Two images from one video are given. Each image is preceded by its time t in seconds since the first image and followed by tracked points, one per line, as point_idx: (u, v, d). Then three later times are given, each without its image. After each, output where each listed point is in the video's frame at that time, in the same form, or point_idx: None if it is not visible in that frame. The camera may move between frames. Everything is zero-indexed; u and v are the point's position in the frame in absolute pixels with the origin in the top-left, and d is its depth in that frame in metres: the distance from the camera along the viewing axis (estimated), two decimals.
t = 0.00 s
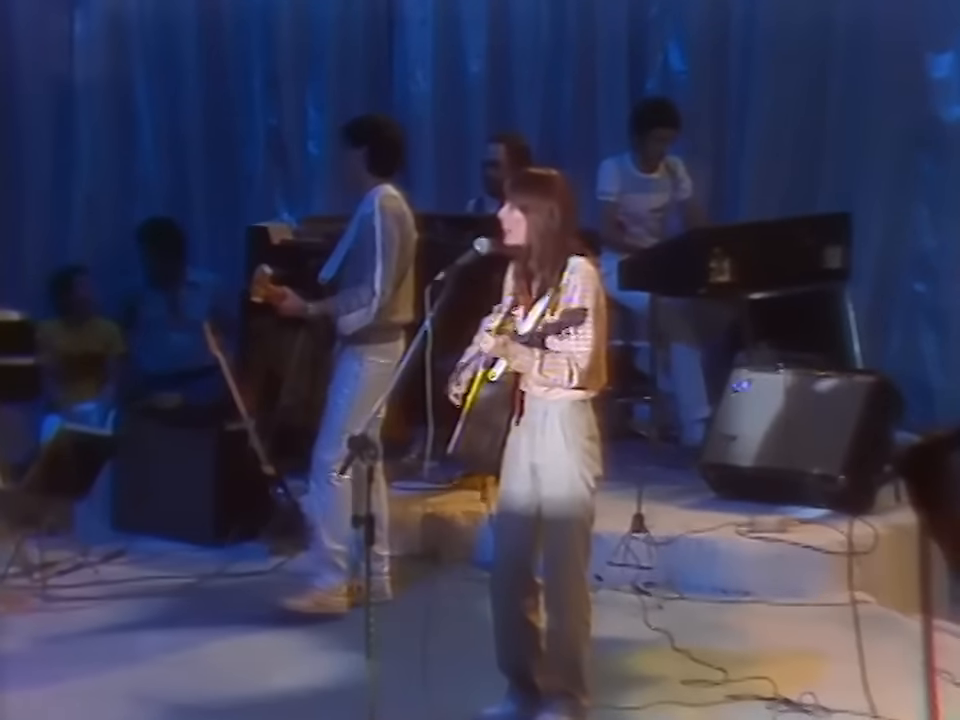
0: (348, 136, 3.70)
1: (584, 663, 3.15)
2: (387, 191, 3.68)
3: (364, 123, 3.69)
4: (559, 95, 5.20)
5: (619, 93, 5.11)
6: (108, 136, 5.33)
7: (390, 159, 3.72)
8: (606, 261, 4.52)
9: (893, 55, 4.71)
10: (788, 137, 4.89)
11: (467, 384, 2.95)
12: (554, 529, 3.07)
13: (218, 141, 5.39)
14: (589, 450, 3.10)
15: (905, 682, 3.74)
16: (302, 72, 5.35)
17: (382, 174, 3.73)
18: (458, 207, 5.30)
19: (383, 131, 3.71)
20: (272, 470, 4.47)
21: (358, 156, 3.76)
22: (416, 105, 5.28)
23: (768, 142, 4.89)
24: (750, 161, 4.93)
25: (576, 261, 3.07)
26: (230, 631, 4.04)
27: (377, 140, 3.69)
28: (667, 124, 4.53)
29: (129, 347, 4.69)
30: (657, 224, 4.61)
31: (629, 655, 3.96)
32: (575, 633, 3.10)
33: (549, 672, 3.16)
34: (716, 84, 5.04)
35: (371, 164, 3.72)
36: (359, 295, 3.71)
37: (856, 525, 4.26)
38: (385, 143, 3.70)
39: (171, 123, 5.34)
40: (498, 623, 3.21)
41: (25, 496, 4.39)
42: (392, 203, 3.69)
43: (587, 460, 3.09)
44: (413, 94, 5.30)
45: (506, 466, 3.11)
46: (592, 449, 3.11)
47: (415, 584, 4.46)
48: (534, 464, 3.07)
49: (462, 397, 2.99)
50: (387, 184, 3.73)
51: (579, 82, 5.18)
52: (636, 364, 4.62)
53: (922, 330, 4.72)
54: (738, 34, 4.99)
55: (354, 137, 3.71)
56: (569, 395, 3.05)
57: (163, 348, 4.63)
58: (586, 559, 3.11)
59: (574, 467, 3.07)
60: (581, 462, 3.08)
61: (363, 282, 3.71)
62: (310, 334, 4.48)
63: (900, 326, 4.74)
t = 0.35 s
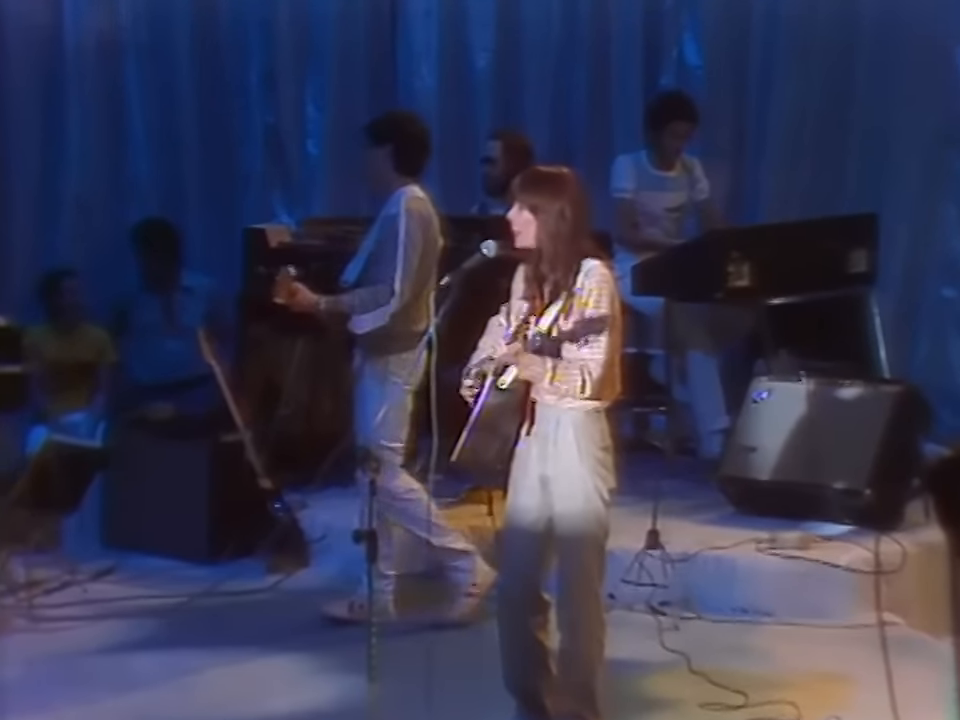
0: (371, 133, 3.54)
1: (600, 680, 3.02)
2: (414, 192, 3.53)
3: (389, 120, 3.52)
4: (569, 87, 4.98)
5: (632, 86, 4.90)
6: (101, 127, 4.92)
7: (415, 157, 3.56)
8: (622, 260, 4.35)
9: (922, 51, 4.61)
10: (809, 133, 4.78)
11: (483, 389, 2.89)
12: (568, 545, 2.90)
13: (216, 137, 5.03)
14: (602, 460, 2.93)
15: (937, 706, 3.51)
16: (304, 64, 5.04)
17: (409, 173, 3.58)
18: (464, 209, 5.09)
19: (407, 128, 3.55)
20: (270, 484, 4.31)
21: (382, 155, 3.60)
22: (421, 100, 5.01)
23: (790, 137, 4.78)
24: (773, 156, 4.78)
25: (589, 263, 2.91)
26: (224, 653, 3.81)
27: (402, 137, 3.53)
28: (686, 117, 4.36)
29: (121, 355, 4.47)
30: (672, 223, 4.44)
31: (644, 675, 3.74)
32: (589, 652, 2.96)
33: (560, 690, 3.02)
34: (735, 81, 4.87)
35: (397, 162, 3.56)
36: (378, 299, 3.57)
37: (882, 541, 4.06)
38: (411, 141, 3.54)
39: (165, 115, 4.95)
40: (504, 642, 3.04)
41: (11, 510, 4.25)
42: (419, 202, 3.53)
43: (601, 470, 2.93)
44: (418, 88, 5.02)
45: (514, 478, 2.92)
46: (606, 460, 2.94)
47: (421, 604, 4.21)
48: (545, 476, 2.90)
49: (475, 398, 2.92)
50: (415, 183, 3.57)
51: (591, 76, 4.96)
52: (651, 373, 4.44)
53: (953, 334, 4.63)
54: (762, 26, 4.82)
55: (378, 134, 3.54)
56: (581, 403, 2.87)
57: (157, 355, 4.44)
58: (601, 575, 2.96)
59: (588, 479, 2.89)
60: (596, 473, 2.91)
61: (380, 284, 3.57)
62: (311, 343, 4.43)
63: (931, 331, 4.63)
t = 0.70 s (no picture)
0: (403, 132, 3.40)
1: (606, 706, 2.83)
2: (454, 195, 3.38)
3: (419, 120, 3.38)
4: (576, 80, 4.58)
5: (643, 84, 4.52)
6: (79, 129, 4.54)
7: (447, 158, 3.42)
8: (630, 264, 4.16)
9: None
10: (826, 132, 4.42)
11: (484, 398, 2.71)
12: (569, 567, 2.73)
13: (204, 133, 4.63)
14: (608, 476, 2.74)
15: None
16: (292, 58, 4.60)
17: (440, 177, 3.44)
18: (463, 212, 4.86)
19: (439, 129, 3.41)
20: (259, 500, 4.08)
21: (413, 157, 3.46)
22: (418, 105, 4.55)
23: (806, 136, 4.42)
24: (785, 156, 4.45)
25: (596, 265, 2.74)
26: (206, 680, 3.58)
27: (436, 137, 3.39)
28: (701, 118, 4.17)
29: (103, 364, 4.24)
30: (683, 226, 4.24)
31: (655, 702, 3.51)
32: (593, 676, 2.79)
33: None
34: (753, 79, 4.50)
35: (427, 165, 3.42)
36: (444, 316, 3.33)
37: (907, 562, 3.83)
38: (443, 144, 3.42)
39: (149, 112, 4.56)
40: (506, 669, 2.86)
41: None
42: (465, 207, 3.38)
43: (607, 488, 2.74)
44: (416, 87, 4.58)
45: (514, 492, 2.76)
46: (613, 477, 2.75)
47: (417, 630, 4.00)
48: (545, 489, 2.73)
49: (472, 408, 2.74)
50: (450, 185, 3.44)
51: (598, 76, 4.56)
52: (662, 383, 4.10)
53: None
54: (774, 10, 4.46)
55: (408, 135, 3.41)
56: (587, 415, 2.70)
57: (144, 366, 4.20)
58: (605, 599, 2.78)
59: (591, 497, 2.71)
60: (600, 491, 2.73)
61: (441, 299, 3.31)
62: (307, 342, 4.14)
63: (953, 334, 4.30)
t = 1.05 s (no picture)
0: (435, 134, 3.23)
1: None
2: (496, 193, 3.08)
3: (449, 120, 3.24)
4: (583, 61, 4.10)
5: (652, 76, 4.06)
6: (51, 109, 4.00)
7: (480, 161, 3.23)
8: (639, 269, 3.67)
9: None
10: (852, 139, 3.92)
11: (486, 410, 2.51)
12: (574, 589, 2.55)
13: (183, 116, 4.04)
14: (617, 492, 2.57)
15: None
16: (279, 40, 4.05)
17: (473, 176, 3.24)
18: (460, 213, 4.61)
19: (470, 126, 3.28)
20: (248, 521, 3.83)
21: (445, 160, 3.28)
22: (412, 95, 4.13)
23: (825, 145, 3.91)
24: (807, 159, 3.93)
25: (606, 268, 2.57)
26: (188, 711, 3.34)
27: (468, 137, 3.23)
28: (712, 114, 3.88)
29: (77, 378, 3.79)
30: (694, 226, 3.87)
31: None
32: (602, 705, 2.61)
33: None
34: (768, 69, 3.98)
35: (459, 163, 3.22)
36: (488, 322, 2.79)
37: (934, 586, 3.63)
38: (476, 142, 3.26)
39: (127, 105, 4.02)
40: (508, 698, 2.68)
41: None
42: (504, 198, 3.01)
43: (616, 505, 2.57)
44: (412, 75, 4.11)
45: (515, 512, 2.58)
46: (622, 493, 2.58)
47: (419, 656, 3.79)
48: (550, 508, 2.55)
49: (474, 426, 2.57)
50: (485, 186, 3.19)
51: (605, 64, 4.10)
52: (673, 394, 3.79)
53: None
54: None
55: (439, 135, 3.25)
56: (597, 428, 2.52)
57: (121, 377, 3.79)
58: (612, 622, 2.59)
59: (600, 515, 2.54)
60: (609, 507, 2.55)
61: (479, 302, 2.80)
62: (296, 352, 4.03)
63: None
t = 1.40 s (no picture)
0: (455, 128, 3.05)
1: None
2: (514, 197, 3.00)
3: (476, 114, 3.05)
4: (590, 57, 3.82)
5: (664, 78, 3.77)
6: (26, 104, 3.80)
7: (509, 154, 3.06)
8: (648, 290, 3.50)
9: None
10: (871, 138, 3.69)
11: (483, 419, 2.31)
12: (579, 612, 2.33)
13: (162, 116, 3.82)
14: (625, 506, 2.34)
15: None
16: (268, 35, 3.81)
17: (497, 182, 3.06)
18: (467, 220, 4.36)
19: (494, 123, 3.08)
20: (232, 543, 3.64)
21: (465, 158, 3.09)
22: (408, 87, 3.82)
23: (846, 155, 3.67)
24: (827, 170, 3.67)
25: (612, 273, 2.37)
26: None
27: (494, 132, 3.05)
28: (726, 119, 3.58)
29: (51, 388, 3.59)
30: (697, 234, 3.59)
31: None
32: None
33: None
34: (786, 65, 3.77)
35: (486, 164, 3.04)
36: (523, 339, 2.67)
37: None
38: (504, 140, 3.07)
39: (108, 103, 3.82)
40: None
41: None
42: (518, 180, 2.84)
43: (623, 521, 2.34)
44: (408, 70, 3.82)
45: (516, 529, 2.36)
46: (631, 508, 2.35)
47: (414, 686, 3.55)
48: (551, 525, 2.32)
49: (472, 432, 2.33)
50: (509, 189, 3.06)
51: (615, 59, 3.81)
52: (685, 413, 3.57)
53: None
54: None
55: (462, 130, 3.05)
56: (600, 443, 2.30)
57: (98, 390, 3.61)
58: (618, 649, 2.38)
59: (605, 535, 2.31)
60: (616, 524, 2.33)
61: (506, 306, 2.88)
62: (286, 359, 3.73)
63: None
